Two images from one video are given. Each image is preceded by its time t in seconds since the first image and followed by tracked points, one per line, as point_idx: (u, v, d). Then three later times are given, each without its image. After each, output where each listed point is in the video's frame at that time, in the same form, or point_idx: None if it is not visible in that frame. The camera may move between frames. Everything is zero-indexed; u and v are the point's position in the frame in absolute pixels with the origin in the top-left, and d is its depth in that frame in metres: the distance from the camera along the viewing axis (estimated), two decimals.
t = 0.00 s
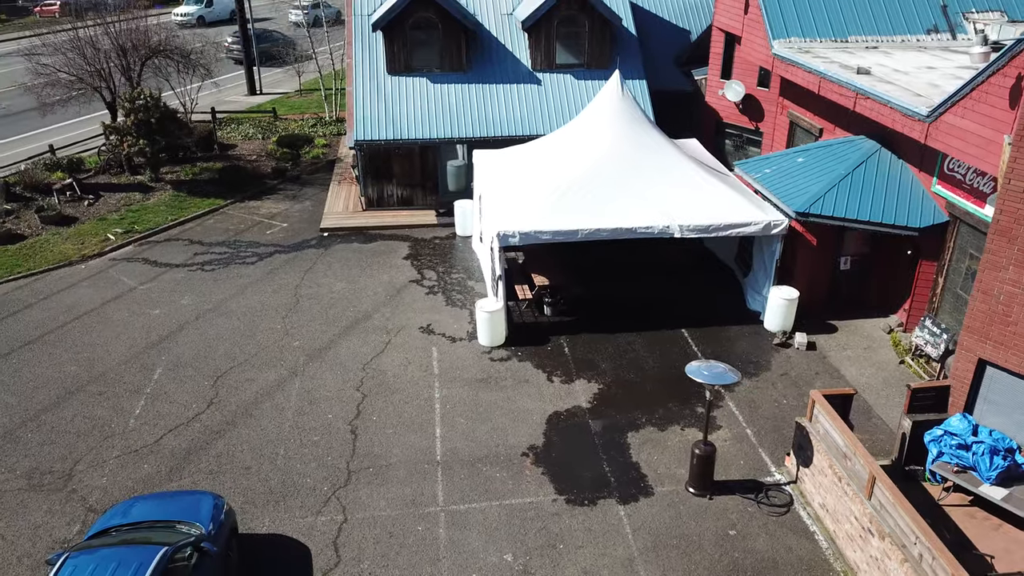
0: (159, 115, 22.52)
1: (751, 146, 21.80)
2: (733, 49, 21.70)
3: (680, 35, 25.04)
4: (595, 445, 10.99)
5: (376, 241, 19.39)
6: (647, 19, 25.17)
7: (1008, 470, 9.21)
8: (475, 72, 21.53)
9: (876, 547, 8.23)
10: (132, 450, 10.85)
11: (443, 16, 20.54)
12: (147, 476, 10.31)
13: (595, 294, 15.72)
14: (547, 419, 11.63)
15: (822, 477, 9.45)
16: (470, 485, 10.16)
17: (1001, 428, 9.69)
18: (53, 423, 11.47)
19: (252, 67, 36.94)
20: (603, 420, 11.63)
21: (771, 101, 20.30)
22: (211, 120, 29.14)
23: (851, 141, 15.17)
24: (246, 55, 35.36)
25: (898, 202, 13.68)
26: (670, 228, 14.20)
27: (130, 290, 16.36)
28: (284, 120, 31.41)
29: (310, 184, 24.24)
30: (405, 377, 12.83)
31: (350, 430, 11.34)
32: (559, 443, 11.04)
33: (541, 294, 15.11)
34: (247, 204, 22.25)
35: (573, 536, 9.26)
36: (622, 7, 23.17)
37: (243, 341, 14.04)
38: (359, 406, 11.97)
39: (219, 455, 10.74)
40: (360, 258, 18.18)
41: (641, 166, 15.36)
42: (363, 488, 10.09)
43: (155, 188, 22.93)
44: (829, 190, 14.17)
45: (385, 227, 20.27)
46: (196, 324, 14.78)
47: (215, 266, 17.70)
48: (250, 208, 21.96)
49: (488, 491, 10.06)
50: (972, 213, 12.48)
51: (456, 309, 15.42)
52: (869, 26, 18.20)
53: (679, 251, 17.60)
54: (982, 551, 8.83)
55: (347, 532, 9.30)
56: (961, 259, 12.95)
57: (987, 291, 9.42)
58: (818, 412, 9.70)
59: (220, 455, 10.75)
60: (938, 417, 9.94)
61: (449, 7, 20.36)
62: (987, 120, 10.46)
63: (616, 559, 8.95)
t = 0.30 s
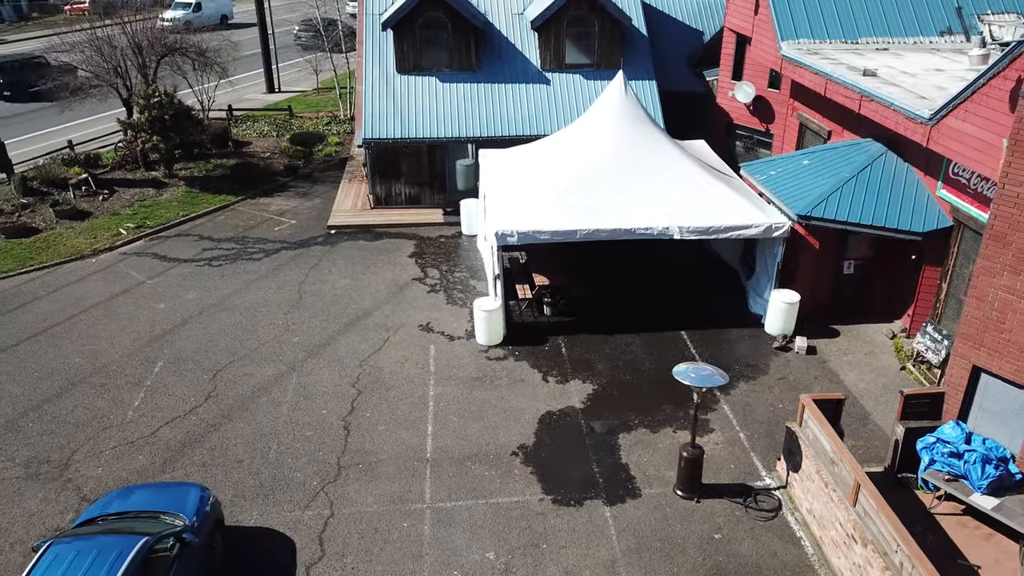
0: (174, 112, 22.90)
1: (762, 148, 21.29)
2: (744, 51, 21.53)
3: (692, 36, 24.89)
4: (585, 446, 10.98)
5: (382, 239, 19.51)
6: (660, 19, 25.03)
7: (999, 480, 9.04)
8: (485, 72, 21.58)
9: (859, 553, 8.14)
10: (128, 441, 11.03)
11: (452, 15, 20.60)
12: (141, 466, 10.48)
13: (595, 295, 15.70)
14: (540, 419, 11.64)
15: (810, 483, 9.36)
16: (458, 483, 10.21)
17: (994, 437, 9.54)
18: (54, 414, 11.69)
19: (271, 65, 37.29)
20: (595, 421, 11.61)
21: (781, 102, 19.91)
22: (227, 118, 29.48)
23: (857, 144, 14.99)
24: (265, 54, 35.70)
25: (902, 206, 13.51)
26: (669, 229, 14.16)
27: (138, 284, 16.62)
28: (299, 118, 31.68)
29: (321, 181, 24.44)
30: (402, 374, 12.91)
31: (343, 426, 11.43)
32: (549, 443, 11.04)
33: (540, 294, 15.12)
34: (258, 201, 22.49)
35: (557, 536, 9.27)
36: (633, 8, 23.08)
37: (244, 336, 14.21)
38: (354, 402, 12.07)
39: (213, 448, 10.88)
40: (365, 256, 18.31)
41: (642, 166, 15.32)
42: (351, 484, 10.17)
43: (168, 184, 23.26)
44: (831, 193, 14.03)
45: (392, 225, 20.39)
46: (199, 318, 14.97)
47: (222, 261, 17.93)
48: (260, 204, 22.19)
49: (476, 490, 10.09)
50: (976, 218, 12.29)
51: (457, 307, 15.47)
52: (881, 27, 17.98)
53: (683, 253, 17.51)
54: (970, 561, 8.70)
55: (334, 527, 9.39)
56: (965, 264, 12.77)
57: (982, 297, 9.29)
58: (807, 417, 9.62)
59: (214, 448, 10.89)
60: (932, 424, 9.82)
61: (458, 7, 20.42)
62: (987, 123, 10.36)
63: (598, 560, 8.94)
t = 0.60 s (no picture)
0: (187, 110, 23.19)
1: (772, 150, 21.15)
2: (756, 51, 21.35)
3: (706, 37, 24.73)
4: (576, 446, 10.98)
5: (388, 236, 19.62)
6: (673, 19, 24.90)
7: (990, 488, 8.92)
8: (494, 71, 21.63)
9: (841, 559, 8.06)
10: (126, 431, 11.23)
11: (462, 14, 20.66)
12: (137, 457, 10.66)
13: (596, 295, 15.68)
14: (532, 418, 11.66)
15: (797, 487, 9.29)
16: (446, 480, 10.26)
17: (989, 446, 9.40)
18: (56, 404, 11.93)
19: (289, 64, 37.63)
20: (587, 421, 11.60)
21: (792, 104, 19.72)
22: (243, 116, 29.82)
23: (863, 146, 14.82)
24: (284, 52, 36.03)
25: (905, 209, 13.34)
26: (668, 230, 14.12)
27: (146, 278, 16.88)
28: (315, 116, 31.95)
29: (332, 179, 24.64)
30: (398, 371, 13.00)
31: (336, 422, 11.54)
32: (539, 443, 11.05)
33: (540, 294, 15.14)
34: (269, 198, 22.73)
35: (540, 535, 9.28)
36: (645, 8, 22.97)
37: (246, 331, 14.39)
38: (349, 398, 12.18)
39: (208, 441, 11.04)
40: (371, 253, 18.44)
41: (644, 166, 15.26)
42: (340, 479, 10.27)
43: (182, 180, 23.59)
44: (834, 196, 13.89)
45: (399, 223, 20.50)
46: (203, 312, 15.18)
47: (230, 257, 18.15)
48: (271, 201, 22.42)
49: (463, 487, 10.14)
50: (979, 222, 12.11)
51: (458, 305, 15.53)
52: (894, 28, 17.73)
53: (688, 255, 17.41)
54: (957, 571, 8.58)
55: (320, 521, 9.48)
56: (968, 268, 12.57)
57: (975, 303, 9.16)
58: (796, 421, 9.55)
59: (209, 441, 11.05)
60: (924, 431, 9.70)
61: (468, 6, 20.48)
62: (985, 125, 10.26)
63: (580, 560, 8.94)
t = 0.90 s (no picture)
0: (202, 106, 23.47)
1: (784, 152, 20.90)
2: (768, 52, 21.17)
3: (720, 37, 24.56)
4: (567, 446, 10.99)
5: (395, 234, 19.74)
6: (687, 19, 24.76)
7: (981, 497, 8.81)
8: (505, 70, 21.67)
9: (821, 564, 8.00)
10: (125, 422, 11.45)
11: (473, 14, 20.73)
12: (134, 447, 10.87)
13: (597, 295, 15.67)
14: (525, 417, 11.69)
15: (783, 491, 9.23)
16: (434, 477, 10.33)
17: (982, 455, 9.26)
18: (59, 394, 12.19)
19: (309, 62, 37.98)
20: (580, 421, 11.61)
21: (803, 105, 19.52)
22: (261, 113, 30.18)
23: (869, 149, 14.64)
24: (303, 51, 36.39)
25: (909, 213, 13.16)
26: (668, 231, 14.09)
27: (156, 272, 17.17)
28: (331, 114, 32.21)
29: (345, 176, 24.84)
30: (396, 367, 13.10)
31: (330, 416, 11.66)
32: (531, 441, 11.08)
33: (541, 293, 15.17)
34: (281, 194, 22.98)
35: (524, 534, 9.31)
36: (658, 8, 22.86)
37: (250, 325, 14.59)
38: (345, 393, 12.30)
39: (204, 433, 11.22)
40: (377, 250, 18.58)
41: (647, 166, 15.22)
42: (331, 473, 10.38)
43: (197, 175, 23.92)
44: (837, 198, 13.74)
45: (407, 221, 20.61)
46: (208, 307, 15.40)
47: (238, 252, 18.39)
48: (283, 198, 22.67)
49: (451, 484, 10.19)
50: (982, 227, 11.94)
51: (459, 303, 15.60)
52: (906, 29, 17.48)
53: (693, 256, 17.32)
54: None
55: (307, 514, 9.60)
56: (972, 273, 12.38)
57: (968, 309, 9.06)
58: (785, 424, 9.49)
59: (205, 433, 11.22)
60: (916, 438, 9.59)
61: (478, 6, 20.55)
62: (984, 128, 10.14)
63: (563, 559, 8.96)
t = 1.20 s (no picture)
0: (218, 104, 23.71)
1: (795, 155, 20.67)
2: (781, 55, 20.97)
3: (734, 39, 24.37)
4: (558, 447, 11.00)
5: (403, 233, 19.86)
6: (702, 20, 24.59)
7: (970, 508, 8.68)
8: (515, 71, 21.70)
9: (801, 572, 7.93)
10: (125, 414, 11.66)
11: (484, 14, 20.79)
12: (131, 439, 11.07)
13: (599, 297, 15.65)
14: (518, 417, 11.72)
15: (770, 498, 9.16)
16: (424, 475, 10.39)
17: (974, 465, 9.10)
18: (63, 385, 12.44)
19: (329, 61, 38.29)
20: (572, 422, 11.60)
21: (815, 108, 19.31)
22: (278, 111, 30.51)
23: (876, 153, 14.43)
24: (323, 50, 36.71)
25: (912, 219, 12.97)
26: (668, 234, 14.03)
27: (166, 267, 17.45)
28: (348, 113, 32.45)
29: (357, 175, 25.04)
30: (394, 365, 13.18)
31: (325, 413, 11.78)
32: (522, 442, 11.10)
33: (542, 295, 15.18)
34: (294, 192, 23.23)
35: (508, 534, 9.34)
36: (671, 9, 22.75)
37: (253, 321, 14.77)
38: (341, 390, 12.41)
39: (201, 426, 11.39)
40: (384, 249, 18.71)
41: (649, 169, 15.16)
42: (321, 469, 10.48)
43: (212, 173, 24.25)
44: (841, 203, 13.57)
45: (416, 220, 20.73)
46: (214, 302, 15.62)
47: (247, 249, 18.62)
48: (295, 196, 22.90)
49: (439, 482, 10.25)
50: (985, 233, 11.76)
51: (461, 303, 15.65)
52: (921, 32, 17.22)
53: (698, 259, 17.23)
54: None
55: (295, 509, 9.71)
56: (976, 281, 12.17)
57: (961, 317, 8.94)
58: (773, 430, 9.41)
59: (202, 426, 11.39)
60: (907, 447, 9.47)
61: (490, 6, 20.60)
62: (984, 132, 10.00)
63: (545, 560, 8.97)
